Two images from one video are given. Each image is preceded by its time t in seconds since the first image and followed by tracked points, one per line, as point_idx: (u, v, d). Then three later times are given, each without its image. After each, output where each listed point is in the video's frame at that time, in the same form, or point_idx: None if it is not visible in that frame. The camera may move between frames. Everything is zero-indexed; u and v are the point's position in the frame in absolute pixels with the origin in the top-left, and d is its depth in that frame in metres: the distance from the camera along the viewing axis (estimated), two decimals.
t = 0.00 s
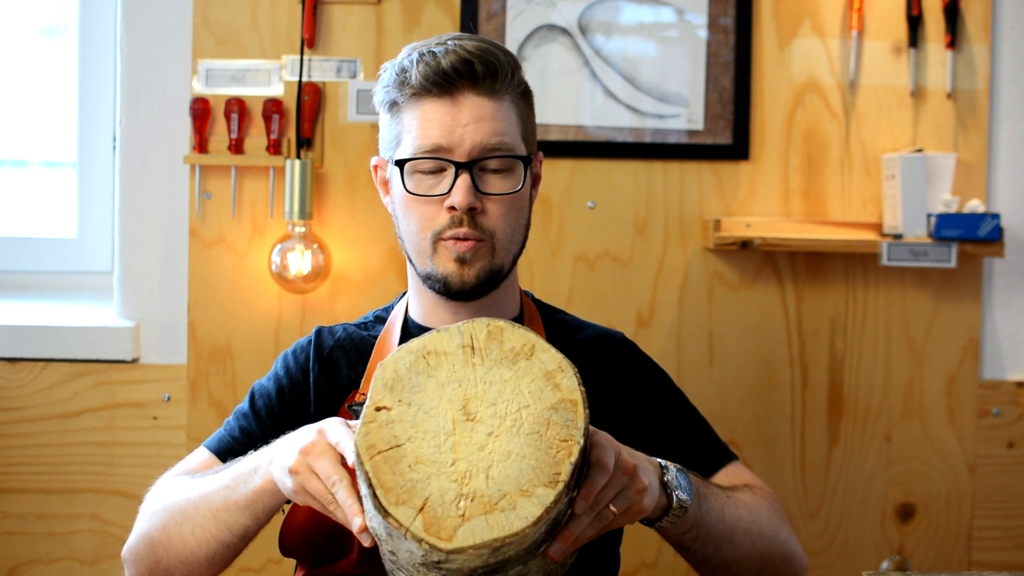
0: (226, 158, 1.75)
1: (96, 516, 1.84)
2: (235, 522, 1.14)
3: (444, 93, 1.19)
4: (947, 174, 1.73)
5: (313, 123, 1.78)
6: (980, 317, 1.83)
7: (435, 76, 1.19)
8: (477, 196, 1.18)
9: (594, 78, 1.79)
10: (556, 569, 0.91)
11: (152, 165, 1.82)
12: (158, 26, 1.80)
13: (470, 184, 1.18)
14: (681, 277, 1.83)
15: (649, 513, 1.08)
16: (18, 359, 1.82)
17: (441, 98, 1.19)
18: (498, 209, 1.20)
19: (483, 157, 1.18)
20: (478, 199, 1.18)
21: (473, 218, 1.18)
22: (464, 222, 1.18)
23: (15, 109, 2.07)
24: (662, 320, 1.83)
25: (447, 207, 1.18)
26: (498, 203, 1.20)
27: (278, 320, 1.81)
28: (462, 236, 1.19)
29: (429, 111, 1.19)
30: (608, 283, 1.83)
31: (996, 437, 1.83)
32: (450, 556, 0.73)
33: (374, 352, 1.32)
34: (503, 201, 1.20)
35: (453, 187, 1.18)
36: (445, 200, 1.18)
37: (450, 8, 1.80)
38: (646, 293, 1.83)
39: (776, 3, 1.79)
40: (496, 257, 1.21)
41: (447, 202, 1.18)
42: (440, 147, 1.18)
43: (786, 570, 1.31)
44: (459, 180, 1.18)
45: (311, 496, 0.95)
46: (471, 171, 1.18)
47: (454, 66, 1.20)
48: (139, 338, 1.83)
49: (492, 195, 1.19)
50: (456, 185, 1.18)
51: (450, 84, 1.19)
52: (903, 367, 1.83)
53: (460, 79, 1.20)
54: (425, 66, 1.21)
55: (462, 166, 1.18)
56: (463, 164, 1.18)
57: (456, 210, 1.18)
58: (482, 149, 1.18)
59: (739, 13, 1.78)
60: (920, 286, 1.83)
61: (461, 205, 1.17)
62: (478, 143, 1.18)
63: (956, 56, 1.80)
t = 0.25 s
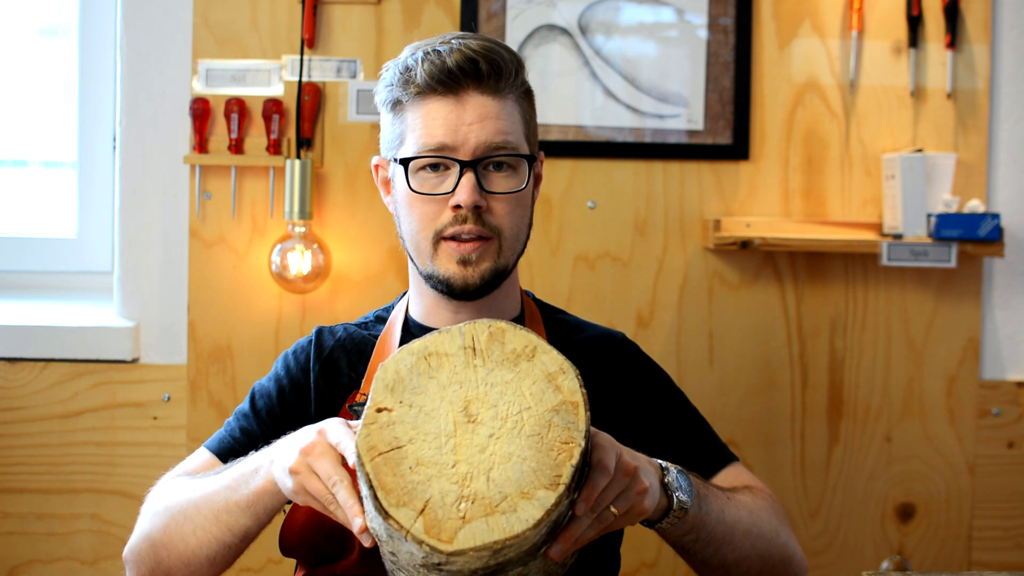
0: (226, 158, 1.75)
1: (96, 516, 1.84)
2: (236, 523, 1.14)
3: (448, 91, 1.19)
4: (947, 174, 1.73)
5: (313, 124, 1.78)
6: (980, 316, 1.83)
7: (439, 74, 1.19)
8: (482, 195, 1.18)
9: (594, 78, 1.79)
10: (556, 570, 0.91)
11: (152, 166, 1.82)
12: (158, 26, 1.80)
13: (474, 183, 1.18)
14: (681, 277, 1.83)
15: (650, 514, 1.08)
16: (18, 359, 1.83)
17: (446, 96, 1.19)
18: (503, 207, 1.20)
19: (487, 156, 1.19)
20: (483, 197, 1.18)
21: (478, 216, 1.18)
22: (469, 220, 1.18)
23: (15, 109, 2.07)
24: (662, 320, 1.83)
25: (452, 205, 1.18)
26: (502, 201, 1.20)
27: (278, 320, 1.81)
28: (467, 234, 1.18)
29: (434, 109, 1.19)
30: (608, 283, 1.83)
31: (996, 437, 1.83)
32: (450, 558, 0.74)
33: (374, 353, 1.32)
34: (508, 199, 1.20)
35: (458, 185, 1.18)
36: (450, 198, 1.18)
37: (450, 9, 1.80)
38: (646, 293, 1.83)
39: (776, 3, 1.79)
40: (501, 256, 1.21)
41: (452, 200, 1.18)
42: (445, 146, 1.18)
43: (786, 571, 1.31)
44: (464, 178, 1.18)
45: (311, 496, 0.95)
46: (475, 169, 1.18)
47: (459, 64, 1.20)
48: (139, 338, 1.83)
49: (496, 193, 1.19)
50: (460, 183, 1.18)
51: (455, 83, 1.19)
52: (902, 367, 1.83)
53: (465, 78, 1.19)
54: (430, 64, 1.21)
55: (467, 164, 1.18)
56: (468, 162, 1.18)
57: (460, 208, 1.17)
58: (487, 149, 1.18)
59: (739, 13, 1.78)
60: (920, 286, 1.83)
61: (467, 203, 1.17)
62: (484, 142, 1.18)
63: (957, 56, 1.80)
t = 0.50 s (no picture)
0: (226, 158, 1.75)
1: (96, 516, 1.84)
2: (237, 524, 1.14)
3: (449, 91, 1.19)
4: (947, 174, 1.73)
5: (313, 124, 1.78)
6: (980, 316, 1.83)
7: (439, 74, 1.19)
8: (482, 194, 1.18)
9: (594, 78, 1.79)
10: (556, 570, 0.91)
11: (152, 165, 1.82)
12: (158, 27, 1.80)
13: (474, 182, 1.18)
14: (681, 277, 1.83)
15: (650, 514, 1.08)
16: (18, 359, 1.82)
17: (446, 96, 1.19)
18: (504, 206, 1.20)
19: (488, 155, 1.18)
20: (483, 196, 1.18)
21: (479, 214, 1.18)
22: (468, 218, 1.18)
23: (15, 109, 2.07)
24: (662, 320, 1.83)
25: (452, 205, 1.18)
26: (503, 200, 1.19)
27: (278, 321, 1.81)
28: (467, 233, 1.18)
29: (435, 109, 1.19)
30: (608, 283, 1.83)
31: (996, 437, 1.83)
32: (450, 557, 0.73)
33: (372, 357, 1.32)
34: (509, 197, 1.20)
35: (458, 184, 1.18)
36: (449, 198, 1.18)
37: (450, 9, 1.80)
38: (646, 294, 1.83)
39: (776, 3, 1.79)
40: (502, 255, 1.21)
41: (451, 200, 1.18)
42: (445, 145, 1.18)
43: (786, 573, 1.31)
44: (464, 178, 1.18)
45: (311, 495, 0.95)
46: (475, 169, 1.18)
47: (459, 64, 1.20)
48: (139, 338, 1.83)
49: (497, 192, 1.19)
50: (460, 182, 1.18)
51: (455, 82, 1.19)
52: (902, 367, 1.83)
53: (466, 77, 1.19)
54: (430, 64, 1.21)
55: (467, 164, 1.18)
56: (468, 162, 1.18)
57: (460, 207, 1.17)
58: (488, 148, 1.18)
59: (739, 13, 1.78)
60: (920, 286, 1.83)
61: (466, 203, 1.17)
62: (484, 142, 1.18)
63: (956, 56, 1.80)
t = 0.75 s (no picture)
0: (226, 158, 1.75)
1: (96, 516, 1.84)
2: (240, 528, 1.14)
3: (450, 90, 1.19)
4: (947, 174, 1.73)
5: (313, 124, 1.78)
6: (981, 316, 1.83)
7: (441, 73, 1.19)
8: (486, 190, 1.18)
9: (594, 78, 1.79)
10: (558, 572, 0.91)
11: (152, 166, 1.82)
12: (158, 27, 1.80)
13: (478, 178, 1.17)
14: (681, 277, 1.83)
15: (648, 519, 1.08)
16: (18, 359, 1.83)
17: (447, 94, 1.19)
18: (507, 202, 1.20)
19: (490, 153, 1.18)
20: (487, 193, 1.18)
21: (482, 210, 1.18)
22: (473, 214, 1.18)
23: (15, 109, 2.07)
24: (662, 320, 1.83)
25: (456, 201, 1.17)
26: (506, 195, 1.19)
27: (278, 321, 1.82)
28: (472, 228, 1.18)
29: (436, 107, 1.19)
30: (608, 283, 1.83)
31: (996, 437, 1.83)
32: (454, 563, 0.74)
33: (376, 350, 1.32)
34: (512, 193, 1.20)
35: (461, 181, 1.18)
36: (453, 194, 1.18)
37: (449, 9, 1.80)
38: (646, 294, 1.83)
39: (776, 3, 1.79)
40: (506, 253, 1.21)
41: (455, 196, 1.17)
42: (447, 144, 1.18)
43: None
44: (467, 174, 1.17)
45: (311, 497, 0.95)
46: (479, 165, 1.18)
47: (460, 61, 1.19)
48: (139, 338, 1.83)
49: (500, 188, 1.19)
50: (463, 179, 1.17)
51: (456, 80, 1.19)
52: (902, 367, 1.83)
53: (466, 75, 1.19)
54: (431, 62, 1.20)
55: (470, 160, 1.17)
56: (471, 159, 1.18)
57: (464, 203, 1.17)
58: (490, 146, 1.18)
59: (739, 13, 1.78)
60: (920, 286, 1.83)
61: (470, 199, 1.17)
62: (486, 140, 1.18)
63: (957, 56, 1.80)
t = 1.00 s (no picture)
0: (226, 158, 1.75)
1: (96, 516, 1.84)
2: (243, 533, 1.13)
3: (450, 76, 1.20)
4: (947, 174, 1.73)
5: (313, 123, 1.78)
6: (981, 317, 1.83)
7: (440, 59, 1.20)
8: (485, 175, 1.17)
9: (594, 78, 1.79)
10: None
11: (152, 165, 1.82)
12: (158, 26, 1.80)
13: (477, 163, 1.17)
14: (681, 277, 1.83)
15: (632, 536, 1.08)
16: (18, 359, 1.83)
17: (447, 80, 1.20)
18: (505, 188, 1.19)
19: (490, 138, 1.18)
20: (486, 177, 1.18)
21: (482, 195, 1.18)
22: (473, 199, 1.17)
23: (15, 109, 2.07)
24: (662, 320, 1.83)
25: (456, 185, 1.17)
26: (505, 180, 1.19)
27: (278, 321, 1.81)
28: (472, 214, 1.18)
29: (436, 95, 1.20)
30: (608, 283, 1.83)
31: (996, 437, 1.83)
32: None
33: (375, 351, 1.32)
34: (511, 179, 1.19)
35: (461, 166, 1.17)
36: (453, 178, 1.17)
37: (450, 8, 1.80)
38: (646, 294, 1.83)
39: (776, 3, 1.79)
40: (504, 238, 1.19)
41: (455, 181, 1.17)
42: (447, 129, 1.18)
43: None
44: (466, 159, 1.17)
45: (309, 497, 0.95)
46: (478, 150, 1.18)
47: (460, 49, 1.21)
48: (139, 338, 1.83)
49: (499, 173, 1.19)
50: (462, 164, 1.17)
51: (456, 66, 1.20)
52: (903, 367, 1.83)
53: (466, 62, 1.20)
54: (431, 50, 1.21)
55: (470, 146, 1.17)
56: (471, 144, 1.18)
57: (464, 188, 1.17)
58: (490, 131, 1.19)
59: (739, 13, 1.78)
60: (920, 286, 1.83)
61: (470, 183, 1.16)
62: (486, 125, 1.19)
63: (956, 56, 1.80)
